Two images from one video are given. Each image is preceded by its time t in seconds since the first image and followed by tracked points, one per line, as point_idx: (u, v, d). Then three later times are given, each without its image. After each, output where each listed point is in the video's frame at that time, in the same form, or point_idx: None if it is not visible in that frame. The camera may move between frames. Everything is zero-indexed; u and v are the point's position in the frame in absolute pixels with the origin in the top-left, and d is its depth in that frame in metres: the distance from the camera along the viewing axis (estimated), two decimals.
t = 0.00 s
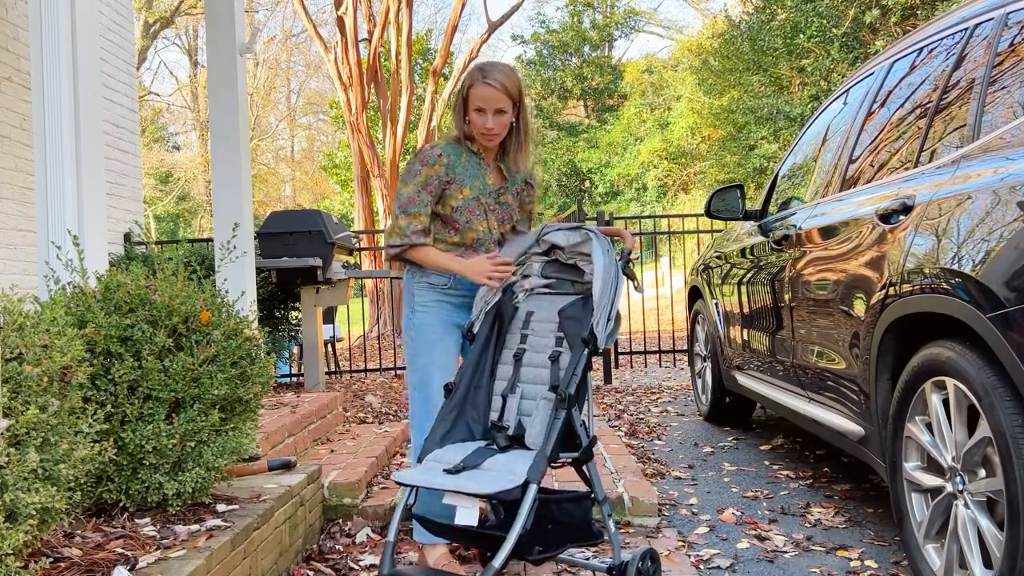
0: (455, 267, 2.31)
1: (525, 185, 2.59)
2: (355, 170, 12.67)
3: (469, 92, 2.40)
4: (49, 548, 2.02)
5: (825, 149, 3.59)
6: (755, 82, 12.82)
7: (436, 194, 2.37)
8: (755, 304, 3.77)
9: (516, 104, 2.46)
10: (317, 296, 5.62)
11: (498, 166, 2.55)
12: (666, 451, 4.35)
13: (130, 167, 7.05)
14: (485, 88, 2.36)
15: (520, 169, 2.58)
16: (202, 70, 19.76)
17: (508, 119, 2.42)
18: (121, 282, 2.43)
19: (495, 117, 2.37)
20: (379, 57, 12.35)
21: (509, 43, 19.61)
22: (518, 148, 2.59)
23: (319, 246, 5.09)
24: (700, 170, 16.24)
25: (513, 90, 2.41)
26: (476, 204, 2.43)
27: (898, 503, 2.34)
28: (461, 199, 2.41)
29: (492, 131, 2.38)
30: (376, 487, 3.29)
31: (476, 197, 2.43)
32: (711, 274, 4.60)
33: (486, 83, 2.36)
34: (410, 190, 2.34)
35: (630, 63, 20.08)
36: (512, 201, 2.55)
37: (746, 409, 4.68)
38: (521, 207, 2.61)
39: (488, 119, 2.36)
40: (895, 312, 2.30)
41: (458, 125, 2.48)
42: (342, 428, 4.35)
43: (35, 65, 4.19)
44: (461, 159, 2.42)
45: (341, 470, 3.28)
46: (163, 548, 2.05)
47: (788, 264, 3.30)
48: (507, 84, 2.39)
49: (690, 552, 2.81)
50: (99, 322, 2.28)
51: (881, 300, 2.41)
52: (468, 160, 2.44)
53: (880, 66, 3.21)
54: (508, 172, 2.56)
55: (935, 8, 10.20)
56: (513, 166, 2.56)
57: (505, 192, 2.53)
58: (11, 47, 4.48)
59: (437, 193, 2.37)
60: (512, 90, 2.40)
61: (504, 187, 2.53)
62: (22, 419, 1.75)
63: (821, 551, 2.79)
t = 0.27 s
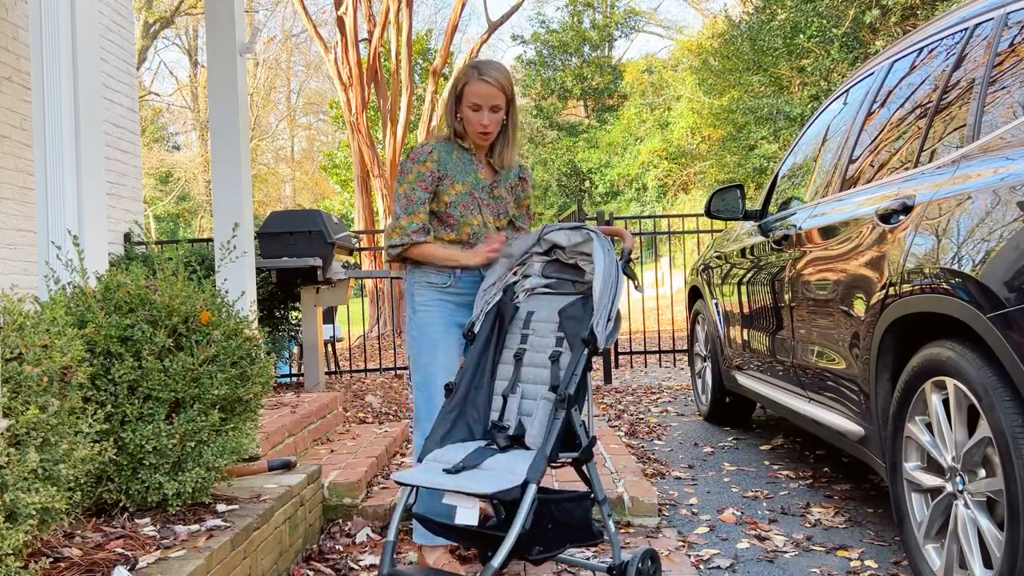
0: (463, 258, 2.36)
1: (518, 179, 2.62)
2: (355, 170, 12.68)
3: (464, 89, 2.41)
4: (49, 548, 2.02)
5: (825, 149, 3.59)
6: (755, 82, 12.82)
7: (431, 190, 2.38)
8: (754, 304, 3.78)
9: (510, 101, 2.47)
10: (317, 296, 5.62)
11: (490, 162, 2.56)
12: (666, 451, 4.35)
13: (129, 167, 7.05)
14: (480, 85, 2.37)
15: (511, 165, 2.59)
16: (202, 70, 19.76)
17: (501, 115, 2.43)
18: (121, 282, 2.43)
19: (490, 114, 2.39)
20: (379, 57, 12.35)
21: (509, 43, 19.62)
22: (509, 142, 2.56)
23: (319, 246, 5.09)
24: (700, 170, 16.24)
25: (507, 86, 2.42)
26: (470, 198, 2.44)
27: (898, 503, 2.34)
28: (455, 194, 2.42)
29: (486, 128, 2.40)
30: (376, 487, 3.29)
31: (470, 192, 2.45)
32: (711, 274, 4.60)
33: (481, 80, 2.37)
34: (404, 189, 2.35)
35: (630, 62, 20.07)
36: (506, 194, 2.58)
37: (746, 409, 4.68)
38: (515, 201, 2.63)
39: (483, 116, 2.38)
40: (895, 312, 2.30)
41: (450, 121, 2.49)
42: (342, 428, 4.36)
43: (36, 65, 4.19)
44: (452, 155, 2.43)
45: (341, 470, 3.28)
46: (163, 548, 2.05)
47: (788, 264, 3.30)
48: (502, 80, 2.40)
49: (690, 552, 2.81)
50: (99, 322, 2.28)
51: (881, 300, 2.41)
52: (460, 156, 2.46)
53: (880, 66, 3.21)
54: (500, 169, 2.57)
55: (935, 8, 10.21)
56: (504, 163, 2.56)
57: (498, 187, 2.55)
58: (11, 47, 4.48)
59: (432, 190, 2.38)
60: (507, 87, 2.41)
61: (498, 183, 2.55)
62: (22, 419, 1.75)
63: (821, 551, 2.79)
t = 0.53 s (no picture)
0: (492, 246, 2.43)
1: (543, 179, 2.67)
2: (355, 170, 12.67)
3: (489, 94, 2.44)
4: (49, 548, 2.02)
5: (825, 149, 3.59)
6: (755, 82, 12.81)
7: (460, 189, 2.44)
8: (755, 304, 3.78)
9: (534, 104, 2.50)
10: (317, 296, 5.62)
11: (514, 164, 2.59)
12: (666, 451, 4.35)
13: (129, 167, 7.05)
14: (506, 91, 2.40)
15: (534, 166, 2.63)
16: (202, 70, 19.76)
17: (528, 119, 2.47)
18: (121, 282, 2.43)
19: (517, 118, 2.42)
20: (379, 57, 12.35)
21: (509, 43, 19.63)
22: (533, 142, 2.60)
23: (319, 246, 5.09)
24: (700, 170, 16.24)
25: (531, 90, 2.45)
26: (498, 196, 2.51)
27: (898, 503, 2.34)
28: (484, 193, 2.48)
29: (513, 134, 2.43)
30: (376, 487, 3.29)
31: (497, 190, 2.50)
32: (711, 274, 4.60)
33: (508, 86, 2.40)
34: (434, 190, 2.42)
35: (630, 62, 20.06)
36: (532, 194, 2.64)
37: (746, 409, 4.68)
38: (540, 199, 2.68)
39: (510, 121, 2.40)
40: (895, 312, 2.30)
41: (474, 124, 2.52)
42: (342, 428, 4.36)
43: (36, 65, 4.19)
44: (479, 157, 2.48)
45: (341, 470, 3.28)
46: (163, 547, 2.05)
47: (788, 264, 3.30)
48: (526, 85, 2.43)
49: (690, 552, 2.81)
50: (99, 322, 2.28)
51: (881, 300, 2.41)
52: (486, 158, 2.50)
53: (880, 67, 3.21)
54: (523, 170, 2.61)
55: (935, 8, 10.21)
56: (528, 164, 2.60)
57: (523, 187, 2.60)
58: (11, 47, 4.48)
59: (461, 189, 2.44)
60: (531, 91, 2.44)
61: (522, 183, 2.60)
62: (22, 419, 1.75)
63: (821, 551, 2.79)
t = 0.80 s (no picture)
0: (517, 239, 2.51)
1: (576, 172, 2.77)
2: (355, 170, 12.67)
3: (524, 94, 2.52)
4: (49, 548, 2.02)
5: (825, 150, 3.59)
6: (755, 82, 12.81)
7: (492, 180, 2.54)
8: (754, 304, 3.78)
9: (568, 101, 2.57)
10: (317, 296, 5.62)
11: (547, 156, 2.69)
12: (666, 451, 4.36)
13: (129, 167, 7.05)
14: (540, 92, 2.48)
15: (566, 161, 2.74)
16: (202, 70, 19.76)
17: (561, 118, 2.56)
18: (121, 282, 2.43)
19: (550, 118, 2.51)
20: (379, 57, 12.34)
21: (509, 43, 19.64)
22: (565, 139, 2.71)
23: (319, 246, 5.09)
24: (700, 170, 16.24)
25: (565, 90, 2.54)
26: (529, 187, 2.60)
27: (898, 503, 2.34)
28: (516, 183, 2.57)
29: (544, 132, 2.51)
30: (376, 488, 3.29)
31: (529, 182, 2.60)
32: (711, 274, 4.60)
33: (542, 87, 2.48)
34: (467, 180, 2.52)
35: (630, 62, 20.06)
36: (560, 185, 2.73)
37: (746, 409, 4.68)
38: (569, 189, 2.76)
39: (542, 120, 2.49)
40: (895, 312, 2.30)
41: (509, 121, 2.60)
42: (342, 428, 4.35)
43: (36, 65, 4.18)
44: (511, 151, 2.57)
45: (341, 470, 3.28)
46: (163, 548, 2.05)
47: (788, 264, 3.30)
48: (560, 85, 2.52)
49: (690, 552, 2.81)
50: (99, 322, 2.28)
51: (881, 300, 2.41)
52: (519, 152, 2.60)
53: (880, 66, 3.21)
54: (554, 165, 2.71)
55: (935, 8, 10.21)
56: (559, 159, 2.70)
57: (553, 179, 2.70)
58: (11, 47, 4.48)
59: (494, 181, 2.53)
60: (564, 92, 2.53)
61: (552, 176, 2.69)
62: (22, 419, 1.75)
63: (821, 551, 2.79)
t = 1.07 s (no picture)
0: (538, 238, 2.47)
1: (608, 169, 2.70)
2: (355, 170, 12.67)
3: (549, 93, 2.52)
4: (49, 548, 2.02)
5: (825, 150, 3.59)
6: (755, 82, 12.82)
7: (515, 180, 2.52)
8: (755, 304, 3.78)
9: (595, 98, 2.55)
10: (317, 296, 5.61)
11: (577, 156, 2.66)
12: (666, 451, 4.36)
13: (129, 167, 7.05)
14: (564, 90, 2.47)
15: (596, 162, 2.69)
16: (202, 70, 19.76)
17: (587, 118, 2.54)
18: (121, 282, 2.43)
19: (575, 117, 2.49)
20: (379, 57, 12.35)
21: (509, 43, 19.65)
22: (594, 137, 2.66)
23: (319, 246, 5.09)
24: (700, 170, 16.25)
25: (591, 90, 2.53)
26: (557, 187, 2.56)
27: (898, 503, 2.34)
28: (543, 183, 2.55)
29: (570, 131, 2.50)
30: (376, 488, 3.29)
31: (555, 182, 2.56)
32: (711, 274, 4.60)
33: (566, 86, 2.47)
34: (486, 178, 2.50)
35: (630, 62, 20.06)
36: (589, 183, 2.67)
37: (746, 409, 4.68)
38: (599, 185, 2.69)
39: (567, 119, 2.48)
40: (894, 313, 2.30)
41: (536, 121, 2.61)
42: (342, 428, 4.36)
43: (35, 65, 4.19)
44: (538, 150, 2.56)
45: (340, 470, 3.28)
46: (163, 548, 2.05)
47: (788, 264, 3.30)
48: (586, 85, 2.50)
49: (690, 552, 2.81)
50: (99, 322, 2.28)
51: (881, 300, 2.41)
52: (546, 151, 2.58)
53: (880, 66, 3.21)
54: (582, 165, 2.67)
55: (935, 8, 10.22)
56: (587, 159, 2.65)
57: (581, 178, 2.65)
58: (11, 47, 4.49)
59: (516, 180, 2.51)
60: (590, 91, 2.51)
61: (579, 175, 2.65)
62: (22, 419, 1.75)
63: (821, 551, 2.79)
